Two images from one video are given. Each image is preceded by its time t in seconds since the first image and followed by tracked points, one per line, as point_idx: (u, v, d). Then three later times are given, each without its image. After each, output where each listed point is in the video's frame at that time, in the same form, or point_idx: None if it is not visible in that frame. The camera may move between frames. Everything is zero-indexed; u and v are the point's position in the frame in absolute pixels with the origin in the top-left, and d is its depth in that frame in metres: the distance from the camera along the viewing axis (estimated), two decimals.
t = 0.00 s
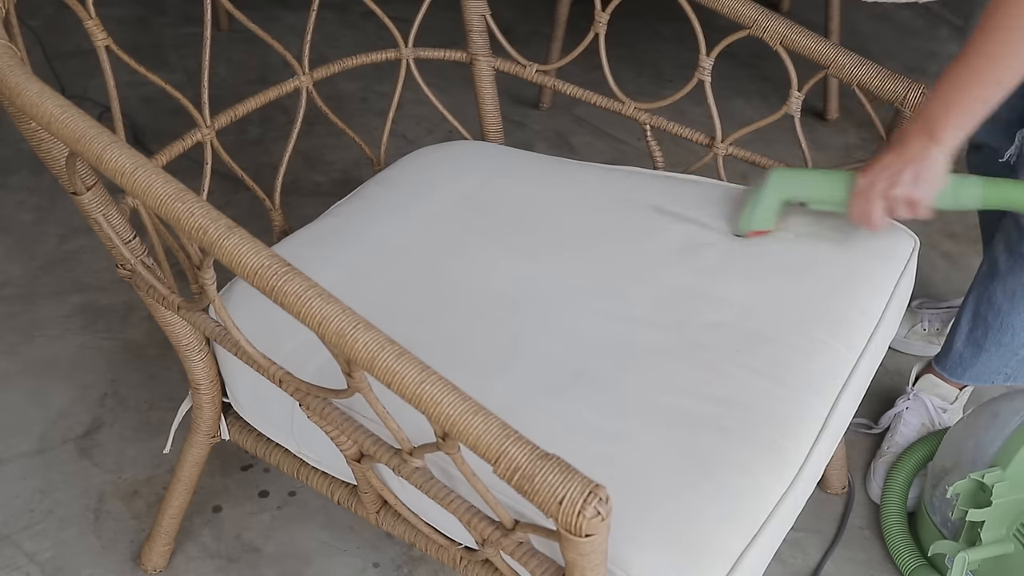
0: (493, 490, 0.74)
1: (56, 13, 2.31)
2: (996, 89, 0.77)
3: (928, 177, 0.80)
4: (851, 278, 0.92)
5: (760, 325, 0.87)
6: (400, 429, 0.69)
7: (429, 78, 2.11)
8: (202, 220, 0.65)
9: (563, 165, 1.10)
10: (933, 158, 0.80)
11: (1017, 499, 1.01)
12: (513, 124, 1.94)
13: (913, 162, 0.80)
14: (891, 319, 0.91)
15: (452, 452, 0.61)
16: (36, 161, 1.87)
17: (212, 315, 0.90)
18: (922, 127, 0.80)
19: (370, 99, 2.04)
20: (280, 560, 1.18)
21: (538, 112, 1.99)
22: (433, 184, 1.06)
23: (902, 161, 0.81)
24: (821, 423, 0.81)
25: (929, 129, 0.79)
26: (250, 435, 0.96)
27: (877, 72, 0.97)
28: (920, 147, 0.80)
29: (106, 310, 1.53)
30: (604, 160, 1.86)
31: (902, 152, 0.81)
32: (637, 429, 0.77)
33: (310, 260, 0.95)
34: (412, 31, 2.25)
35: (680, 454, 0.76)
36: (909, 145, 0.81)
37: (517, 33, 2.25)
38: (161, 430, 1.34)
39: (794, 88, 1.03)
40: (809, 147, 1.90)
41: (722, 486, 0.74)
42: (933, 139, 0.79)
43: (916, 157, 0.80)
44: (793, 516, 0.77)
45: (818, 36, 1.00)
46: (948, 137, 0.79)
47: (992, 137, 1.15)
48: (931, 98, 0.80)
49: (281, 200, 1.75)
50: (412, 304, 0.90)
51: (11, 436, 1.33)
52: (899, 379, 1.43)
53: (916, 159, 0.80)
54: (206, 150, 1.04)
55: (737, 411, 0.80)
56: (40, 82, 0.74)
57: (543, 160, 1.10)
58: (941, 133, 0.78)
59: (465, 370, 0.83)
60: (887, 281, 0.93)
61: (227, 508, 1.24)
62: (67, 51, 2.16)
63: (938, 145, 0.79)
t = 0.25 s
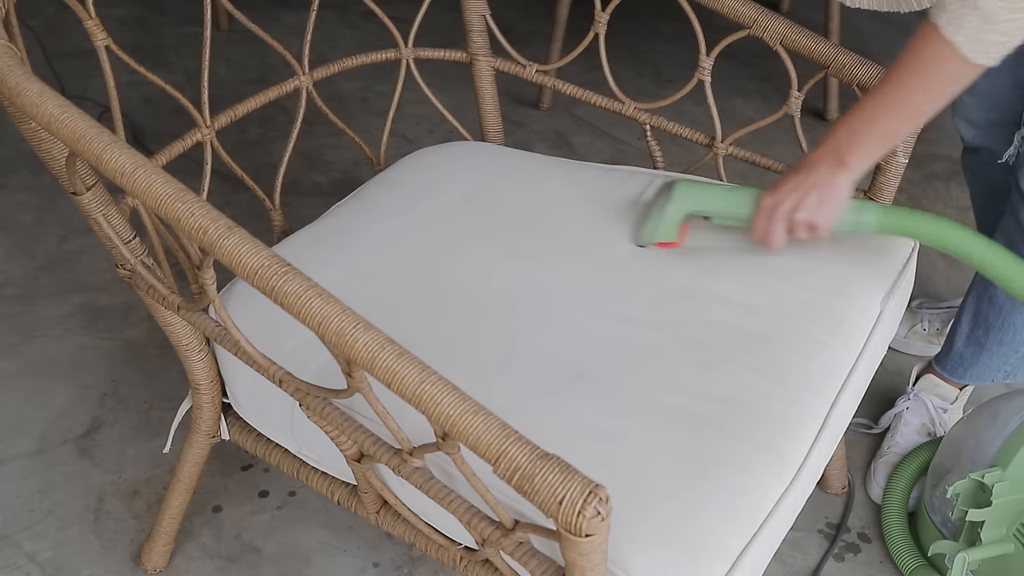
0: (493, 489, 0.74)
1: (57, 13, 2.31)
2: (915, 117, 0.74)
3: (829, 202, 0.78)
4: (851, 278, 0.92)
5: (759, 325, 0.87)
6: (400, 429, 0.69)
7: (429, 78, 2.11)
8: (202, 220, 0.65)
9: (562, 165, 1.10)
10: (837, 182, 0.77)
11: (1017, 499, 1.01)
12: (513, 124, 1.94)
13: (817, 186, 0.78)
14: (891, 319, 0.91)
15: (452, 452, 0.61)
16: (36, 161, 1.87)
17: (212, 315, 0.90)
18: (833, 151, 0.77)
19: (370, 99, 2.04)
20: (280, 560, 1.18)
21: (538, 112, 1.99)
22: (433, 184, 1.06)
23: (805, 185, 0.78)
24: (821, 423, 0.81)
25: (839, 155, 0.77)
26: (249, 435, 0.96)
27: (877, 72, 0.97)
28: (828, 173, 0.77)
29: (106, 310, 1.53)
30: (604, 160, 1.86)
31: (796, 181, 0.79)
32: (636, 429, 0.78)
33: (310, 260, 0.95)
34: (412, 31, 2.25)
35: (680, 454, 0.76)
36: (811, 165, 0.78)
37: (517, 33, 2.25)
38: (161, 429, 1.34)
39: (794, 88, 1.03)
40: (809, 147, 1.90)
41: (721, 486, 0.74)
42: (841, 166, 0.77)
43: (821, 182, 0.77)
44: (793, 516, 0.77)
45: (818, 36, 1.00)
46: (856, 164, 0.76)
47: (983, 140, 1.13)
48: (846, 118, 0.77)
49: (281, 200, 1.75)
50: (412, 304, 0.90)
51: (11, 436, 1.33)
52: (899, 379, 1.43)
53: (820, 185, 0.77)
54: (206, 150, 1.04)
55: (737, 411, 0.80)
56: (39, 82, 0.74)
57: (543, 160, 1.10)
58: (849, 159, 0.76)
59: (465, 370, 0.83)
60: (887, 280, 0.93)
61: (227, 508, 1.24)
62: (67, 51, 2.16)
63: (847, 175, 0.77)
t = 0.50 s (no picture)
0: (493, 489, 0.74)
1: (56, 13, 2.31)
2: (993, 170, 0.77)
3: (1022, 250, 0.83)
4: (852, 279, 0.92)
5: (760, 325, 0.87)
6: (400, 429, 0.69)
7: (429, 78, 2.11)
8: (202, 220, 0.65)
9: (563, 165, 1.09)
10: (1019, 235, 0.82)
11: (1017, 499, 1.01)
12: (513, 124, 1.94)
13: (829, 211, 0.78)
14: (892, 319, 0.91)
15: (453, 452, 0.61)
16: (36, 161, 1.87)
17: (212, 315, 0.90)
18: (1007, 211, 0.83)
19: (370, 99, 2.04)
20: (281, 560, 1.18)
21: (538, 112, 1.99)
22: (433, 184, 1.06)
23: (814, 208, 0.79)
24: (821, 423, 0.81)
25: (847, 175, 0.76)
26: (250, 435, 0.96)
27: (877, 72, 0.97)
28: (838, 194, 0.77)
29: (105, 310, 1.53)
30: (604, 160, 1.86)
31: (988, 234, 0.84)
32: (636, 429, 0.78)
33: (310, 260, 0.95)
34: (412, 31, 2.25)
35: (680, 455, 0.76)
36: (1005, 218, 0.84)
37: (517, 33, 2.25)
38: (161, 430, 1.34)
39: (794, 88, 1.03)
40: (809, 147, 1.90)
41: (722, 486, 0.74)
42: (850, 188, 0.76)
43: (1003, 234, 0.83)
44: (793, 516, 0.77)
45: (818, 36, 1.00)
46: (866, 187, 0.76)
47: (980, 140, 1.13)
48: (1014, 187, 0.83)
49: (281, 200, 1.75)
50: (412, 304, 0.90)
51: (11, 436, 1.33)
52: (898, 379, 1.43)
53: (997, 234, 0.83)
54: (206, 150, 1.04)
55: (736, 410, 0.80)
56: (39, 82, 0.74)
57: (543, 160, 1.10)
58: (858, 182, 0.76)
59: (465, 369, 0.83)
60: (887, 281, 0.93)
61: (227, 509, 1.24)
62: (67, 51, 2.16)
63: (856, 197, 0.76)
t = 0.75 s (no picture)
0: (493, 489, 0.74)
1: (57, 13, 2.31)
2: None
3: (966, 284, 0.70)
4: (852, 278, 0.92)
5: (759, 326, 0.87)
6: (400, 429, 0.69)
7: (429, 78, 2.11)
8: (202, 220, 0.65)
9: (563, 165, 1.09)
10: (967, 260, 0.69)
11: (1017, 499, 1.01)
12: (513, 124, 1.94)
13: (945, 273, 0.69)
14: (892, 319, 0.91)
15: (452, 452, 0.61)
16: (36, 161, 1.87)
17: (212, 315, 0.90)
18: (956, 230, 0.70)
19: (370, 99, 2.04)
20: (280, 560, 1.18)
21: (538, 112, 1.99)
22: (433, 184, 1.06)
23: (928, 274, 0.70)
24: (820, 423, 0.81)
25: (961, 231, 0.69)
26: (250, 435, 0.96)
27: (877, 72, 0.97)
28: (954, 253, 0.69)
29: (105, 310, 1.53)
30: (604, 160, 1.86)
31: (904, 282, 0.70)
32: (636, 430, 0.78)
33: (310, 260, 0.95)
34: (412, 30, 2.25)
35: (679, 456, 0.76)
36: (933, 263, 0.69)
37: (517, 33, 2.25)
38: (161, 430, 1.34)
39: (794, 88, 1.03)
40: (809, 147, 1.90)
41: (721, 486, 0.74)
42: (969, 243, 0.69)
43: (946, 264, 0.69)
44: (793, 517, 0.77)
45: (818, 36, 1.00)
46: (983, 240, 0.69)
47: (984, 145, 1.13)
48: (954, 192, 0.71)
49: (281, 200, 1.75)
50: (412, 304, 0.90)
51: (11, 436, 1.33)
52: (898, 379, 1.43)
53: (943, 267, 0.69)
54: (206, 150, 1.04)
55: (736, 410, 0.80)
56: (40, 82, 0.74)
57: (543, 160, 1.10)
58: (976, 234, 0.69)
59: (465, 369, 0.83)
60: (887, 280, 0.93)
61: (227, 509, 1.24)
62: (67, 51, 2.16)
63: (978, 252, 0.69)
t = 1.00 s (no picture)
0: (493, 489, 0.74)
1: (57, 13, 2.31)
2: None
3: (991, 270, 0.81)
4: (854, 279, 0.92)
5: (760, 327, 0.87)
6: (400, 429, 0.69)
7: (429, 79, 2.11)
8: (202, 220, 0.65)
9: (563, 165, 1.09)
10: (991, 246, 0.81)
11: (1017, 499, 1.01)
12: (513, 124, 1.94)
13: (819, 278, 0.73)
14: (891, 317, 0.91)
15: (452, 452, 0.61)
16: (36, 161, 1.87)
17: (212, 314, 0.90)
18: (976, 220, 0.81)
19: (370, 99, 2.04)
20: (280, 560, 1.18)
21: (538, 112, 2.00)
22: (432, 185, 1.06)
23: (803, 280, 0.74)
24: (821, 423, 0.81)
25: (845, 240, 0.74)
26: (250, 435, 0.96)
27: (877, 72, 0.97)
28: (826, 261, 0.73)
29: (105, 310, 1.53)
30: (604, 160, 1.86)
31: (938, 265, 0.81)
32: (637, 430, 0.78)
33: (310, 260, 0.95)
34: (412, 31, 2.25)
35: (678, 456, 0.76)
36: (947, 249, 0.81)
37: (517, 33, 2.25)
38: (161, 430, 1.34)
39: (794, 88, 1.03)
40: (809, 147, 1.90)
41: (722, 486, 0.74)
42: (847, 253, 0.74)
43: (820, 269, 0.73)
44: (793, 517, 0.77)
45: (818, 36, 1.00)
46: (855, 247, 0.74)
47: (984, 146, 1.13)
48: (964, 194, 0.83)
49: (281, 200, 1.76)
50: (411, 304, 0.90)
51: (11, 436, 1.33)
52: (898, 379, 1.43)
53: (956, 250, 0.81)
54: (206, 150, 1.04)
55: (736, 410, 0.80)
56: (40, 82, 0.74)
57: (543, 160, 1.10)
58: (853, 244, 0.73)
59: (464, 369, 0.83)
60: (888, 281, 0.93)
61: (227, 509, 1.24)
62: (67, 51, 2.16)
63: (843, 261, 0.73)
